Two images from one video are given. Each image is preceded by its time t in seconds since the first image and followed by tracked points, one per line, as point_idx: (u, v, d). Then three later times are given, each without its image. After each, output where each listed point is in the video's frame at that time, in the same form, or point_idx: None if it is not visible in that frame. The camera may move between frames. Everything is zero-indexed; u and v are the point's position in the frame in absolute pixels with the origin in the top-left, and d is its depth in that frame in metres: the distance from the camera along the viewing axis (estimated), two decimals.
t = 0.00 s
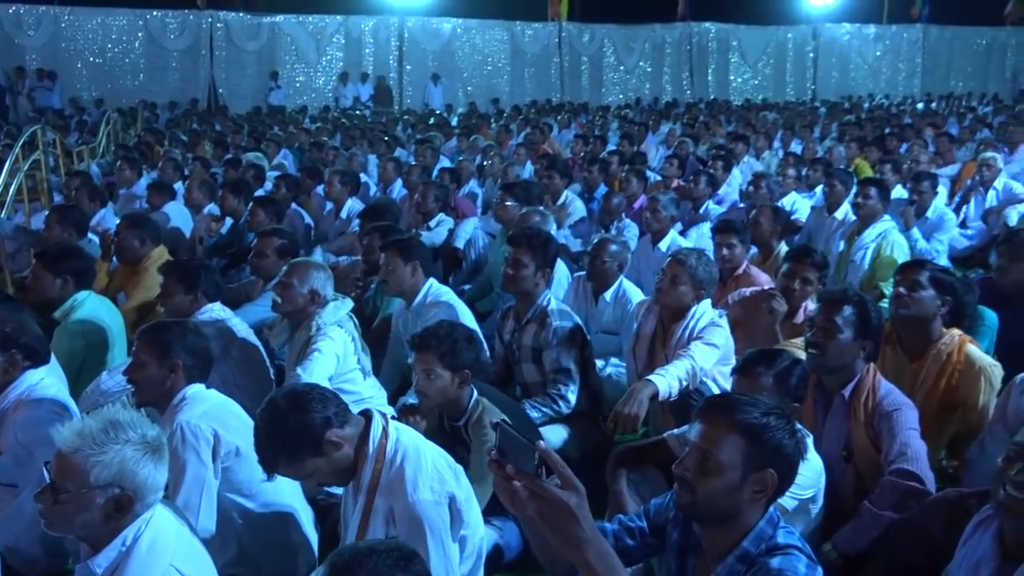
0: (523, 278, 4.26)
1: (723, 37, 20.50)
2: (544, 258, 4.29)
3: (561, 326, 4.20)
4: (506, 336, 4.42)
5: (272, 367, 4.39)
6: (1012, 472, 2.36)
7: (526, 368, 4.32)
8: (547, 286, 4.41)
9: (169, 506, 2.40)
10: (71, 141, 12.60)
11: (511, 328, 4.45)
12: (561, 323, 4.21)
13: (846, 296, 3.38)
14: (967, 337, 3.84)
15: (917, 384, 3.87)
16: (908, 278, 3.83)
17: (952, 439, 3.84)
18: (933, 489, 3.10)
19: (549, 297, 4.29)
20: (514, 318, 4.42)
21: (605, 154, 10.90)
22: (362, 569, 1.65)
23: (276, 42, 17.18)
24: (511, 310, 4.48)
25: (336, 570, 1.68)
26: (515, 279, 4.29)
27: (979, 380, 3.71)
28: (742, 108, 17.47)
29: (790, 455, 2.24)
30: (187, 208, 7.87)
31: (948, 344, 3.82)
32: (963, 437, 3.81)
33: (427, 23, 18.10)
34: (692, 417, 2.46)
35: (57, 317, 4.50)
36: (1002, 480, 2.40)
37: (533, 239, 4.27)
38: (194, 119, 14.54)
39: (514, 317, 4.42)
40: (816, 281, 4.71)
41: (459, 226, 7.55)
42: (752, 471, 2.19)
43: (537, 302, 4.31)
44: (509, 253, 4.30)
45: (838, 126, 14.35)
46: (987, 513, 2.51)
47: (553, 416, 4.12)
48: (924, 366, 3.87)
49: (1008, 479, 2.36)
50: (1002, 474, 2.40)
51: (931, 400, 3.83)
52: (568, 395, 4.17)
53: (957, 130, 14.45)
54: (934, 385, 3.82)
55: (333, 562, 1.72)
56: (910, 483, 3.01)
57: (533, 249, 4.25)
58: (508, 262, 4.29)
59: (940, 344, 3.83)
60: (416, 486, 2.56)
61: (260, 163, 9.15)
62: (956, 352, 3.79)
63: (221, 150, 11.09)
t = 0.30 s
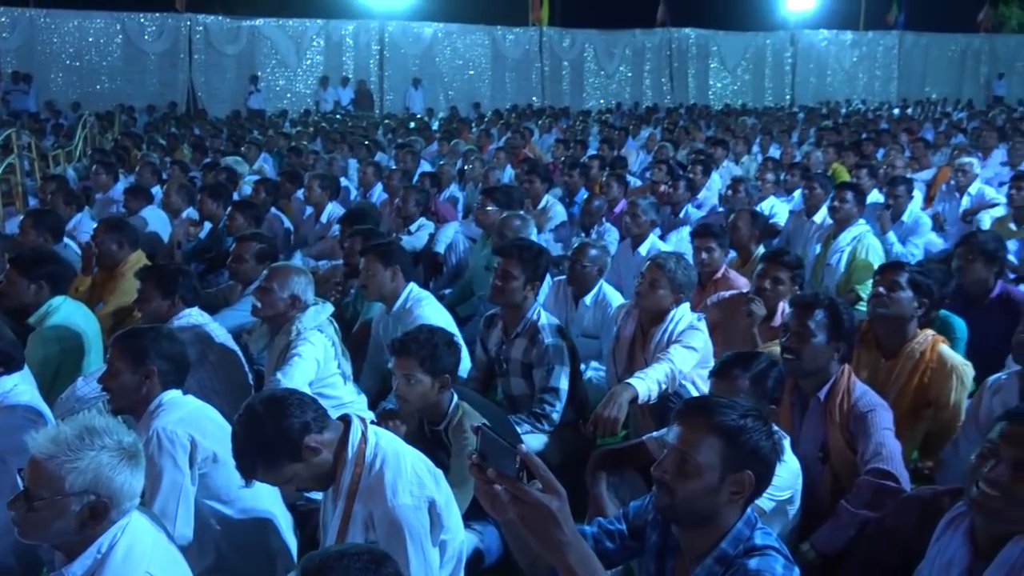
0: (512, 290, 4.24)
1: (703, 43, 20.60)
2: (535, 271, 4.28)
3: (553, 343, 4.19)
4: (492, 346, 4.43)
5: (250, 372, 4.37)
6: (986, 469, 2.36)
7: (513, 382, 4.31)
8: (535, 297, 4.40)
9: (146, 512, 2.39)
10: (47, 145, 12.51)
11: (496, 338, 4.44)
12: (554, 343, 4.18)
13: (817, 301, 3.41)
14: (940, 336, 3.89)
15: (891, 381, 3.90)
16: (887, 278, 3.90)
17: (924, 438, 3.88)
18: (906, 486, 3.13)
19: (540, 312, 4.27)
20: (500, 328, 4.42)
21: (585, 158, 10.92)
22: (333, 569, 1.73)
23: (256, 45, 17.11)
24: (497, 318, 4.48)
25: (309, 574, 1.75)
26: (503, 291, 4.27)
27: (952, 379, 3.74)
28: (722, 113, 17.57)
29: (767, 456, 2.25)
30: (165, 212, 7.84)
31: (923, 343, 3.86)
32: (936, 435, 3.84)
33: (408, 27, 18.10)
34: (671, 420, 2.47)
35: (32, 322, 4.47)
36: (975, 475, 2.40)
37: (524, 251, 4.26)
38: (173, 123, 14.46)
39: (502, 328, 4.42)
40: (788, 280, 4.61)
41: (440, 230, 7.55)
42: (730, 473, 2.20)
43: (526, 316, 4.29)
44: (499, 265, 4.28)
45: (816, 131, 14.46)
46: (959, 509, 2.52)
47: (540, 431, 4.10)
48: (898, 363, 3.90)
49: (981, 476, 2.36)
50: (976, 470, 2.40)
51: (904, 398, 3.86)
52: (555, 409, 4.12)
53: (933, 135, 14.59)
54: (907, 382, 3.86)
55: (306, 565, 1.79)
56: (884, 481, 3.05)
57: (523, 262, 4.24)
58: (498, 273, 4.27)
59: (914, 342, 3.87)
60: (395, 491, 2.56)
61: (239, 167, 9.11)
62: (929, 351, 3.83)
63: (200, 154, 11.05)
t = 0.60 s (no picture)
0: (505, 300, 4.25)
1: (686, 48, 20.68)
2: (527, 281, 4.28)
3: (545, 352, 4.20)
4: (483, 353, 4.44)
5: (234, 380, 4.35)
6: (951, 481, 2.34)
7: (503, 390, 4.33)
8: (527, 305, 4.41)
9: (127, 523, 2.38)
10: (27, 154, 12.43)
11: (487, 345, 4.45)
12: (546, 352, 4.20)
13: (797, 302, 3.42)
14: (925, 336, 3.93)
15: (878, 382, 3.93)
16: (875, 279, 3.94)
17: (910, 438, 3.89)
18: (886, 486, 3.16)
19: (532, 321, 4.28)
20: (491, 335, 4.43)
21: (570, 164, 10.94)
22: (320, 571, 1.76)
23: (238, 52, 17.07)
24: (486, 326, 4.49)
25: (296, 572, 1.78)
26: (495, 300, 4.27)
27: (938, 377, 3.80)
28: (704, 117, 17.66)
29: (750, 458, 2.26)
30: (147, 220, 7.82)
31: (908, 343, 3.89)
32: (921, 434, 3.86)
33: (391, 33, 18.09)
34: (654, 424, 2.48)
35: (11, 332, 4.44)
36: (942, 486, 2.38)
37: (516, 260, 4.27)
38: (155, 131, 14.40)
39: (493, 335, 4.42)
40: (764, 278, 4.70)
41: (424, 236, 7.53)
42: (712, 475, 2.21)
43: (519, 324, 4.30)
44: (493, 274, 4.29)
45: (797, 135, 14.56)
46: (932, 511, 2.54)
47: (526, 436, 4.11)
48: (884, 365, 3.93)
49: (947, 488, 2.34)
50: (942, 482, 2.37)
51: (891, 399, 3.89)
52: (543, 417, 4.15)
53: (913, 138, 14.72)
54: (895, 383, 3.89)
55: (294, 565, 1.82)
56: (863, 482, 3.09)
57: (516, 271, 4.25)
58: (491, 283, 4.28)
59: (900, 343, 3.90)
60: (379, 498, 2.56)
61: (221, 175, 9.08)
62: (915, 351, 3.86)
63: (182, 162, 11.00)
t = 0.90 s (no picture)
0: (491, 300, 4.26)
1: (671, 49, 20.74)
2: (513, 281, 4.29)
3: (532, 352, 4.21)
4: (471, 354, 4.44)
5: (221, 383, 4.35)
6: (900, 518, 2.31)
7: (491, 391, 4.33)
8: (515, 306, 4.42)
9: (112, 528, 2.39)
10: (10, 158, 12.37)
11: (474, 346, 4.46)
12: (533, 352, 4.21)
13: (780, 300, 3.41)
14: (911, 334, 3.95)
15: (864, 381, 3.95)
16: (863, 280, 3.96)
17: (896, 437, 3.90)
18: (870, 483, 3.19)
19: (518, 322, 4.29)
20: (478, 337, 4.43)
21: (557, 165, 10.95)
22: (307, 567, 1.79)
23: (223, 54, 17.01)
24: (473, 327, 4.49)
25: (285, 568, 1.82)
26: (482, 301, 4.28)
27: (923, 377, 3.83)
28: (691, 117, 17.72)
29: (735, 456, 2.27)
30: (133, 224, 7.80)
31: (894, 342, 3.92)
32: (907, 433, 3.88)
33: (377, 35, 18.07)
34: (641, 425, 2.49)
35: None
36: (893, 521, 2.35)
37: (503, 261, 4.28)
38: (139, 134, 14.34)
39: (479, 337, 4.43)
40: (751, 277, 4.70)
41: (412, 238, 7.53)
42: (698, 473, 2.22)
43: (507, 325, 4.31)
44: (479, 274, 4.30)
45: (783, 135, 14.63)
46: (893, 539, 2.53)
47: (515, 437, 4.12)
48: (870, 364, 3.95)
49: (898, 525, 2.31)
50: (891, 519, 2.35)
51: (878, 398, 3.91)
52: (530, 418, 4.16)
53: (897, 138, 14.82)
54: (881, 383, 3.91)
55: (281, 562, 1.85)
56: (847, 479, 3.11)
57: (502, 272, 4.26)
58: (477, 284, 4.29)
59: (886, 342, 3.93)
60: (367, 500, 2.56)
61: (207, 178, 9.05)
62: (902, 350, 3.88)
63: (168, 165, 10.97)
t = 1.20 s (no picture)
0: (481, 298, 4.27)
1: (662, 50, 20.76)
2: (503, 279, 4.30)
3: (520, 349, 4.22)
4: (461, 354, 4.45)
5: (211, 385, 4.34)
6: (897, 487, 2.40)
7: (481, 390, 4.34)
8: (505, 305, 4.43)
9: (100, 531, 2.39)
10: None
11: (464, 346, 4.46)
12: (521, 351, 4.22)
13: (768, 300, 3.46)
14: (909, 336, 3.97)
15: (861, 383, 3.97)
16: (869, 281, 4.00)
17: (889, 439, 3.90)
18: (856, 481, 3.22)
19: (507, 321, 4.30)
20: (469, 336, 4.44)
21: (548, 165, 10.95)
22: (297, 565, 1.79)
23: (213, 55, 16.97)
24: (464, 326, 4.50)
25: (275, 568, 1.82)
26: (472, 299, 4.29)
27: (919, 377, 3.83)
28: (681, 118, 17.76)
29: (724, 455, 2.29)
30: (122, 225, 7.78)
31: (892, 344, 3.94)
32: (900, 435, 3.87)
33: (368, 36, 18.04)
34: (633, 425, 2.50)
35: None
36: (892, 494, 2.43)
37: (493, 259, 4.30)
38: (129, 135, 14.30)
39: (470, 336, 4.43)
40: (747, 279, 4.73)
41: (403, 239, 7.53)
42: (688, 472, 2.23)
43: (496, 324, 4.32)
44: (468, 272, 4.31)
45: (773, 136, 14.67)
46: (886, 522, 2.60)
47: (506, 437, 4.13)
48: (868, 366, 3.97)
49: (895, 496, 2.40)
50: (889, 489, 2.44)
51: (874, 399, 3.92)
52: (519, 416, 4.16)
53: (886, 138, 14.88)
54: (877, 384, 3.92)
55: (271, 561, 1.85)
56: (833, 477, 3.13)
57: (492, 270, 4.27)
58: (467, 281, 4.30)
59: (884, 344, 3.95)
60: (359, 501, 2.57)
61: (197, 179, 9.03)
62: (899, 352, 3.90)
63: (158, 166, 10.94)
